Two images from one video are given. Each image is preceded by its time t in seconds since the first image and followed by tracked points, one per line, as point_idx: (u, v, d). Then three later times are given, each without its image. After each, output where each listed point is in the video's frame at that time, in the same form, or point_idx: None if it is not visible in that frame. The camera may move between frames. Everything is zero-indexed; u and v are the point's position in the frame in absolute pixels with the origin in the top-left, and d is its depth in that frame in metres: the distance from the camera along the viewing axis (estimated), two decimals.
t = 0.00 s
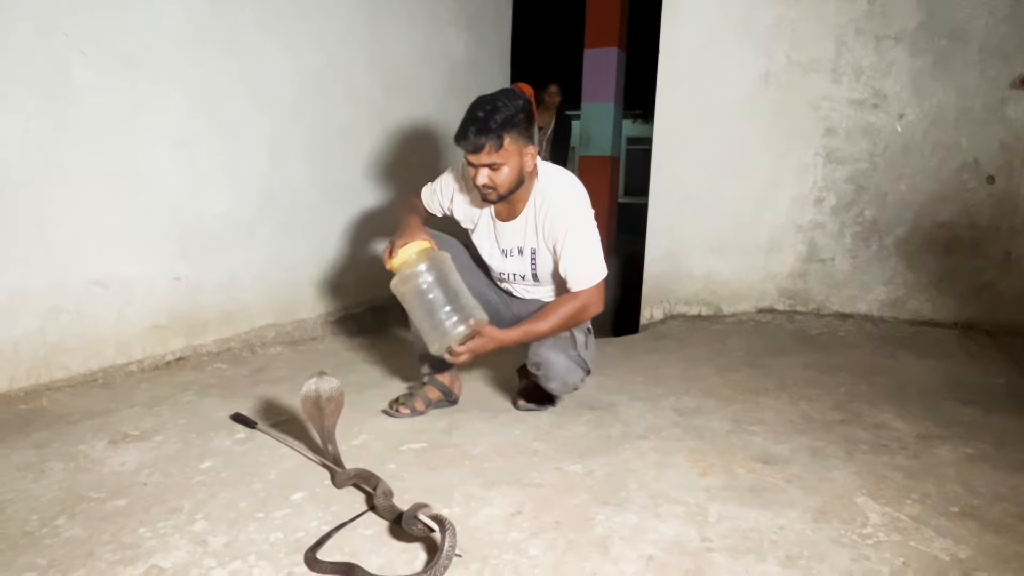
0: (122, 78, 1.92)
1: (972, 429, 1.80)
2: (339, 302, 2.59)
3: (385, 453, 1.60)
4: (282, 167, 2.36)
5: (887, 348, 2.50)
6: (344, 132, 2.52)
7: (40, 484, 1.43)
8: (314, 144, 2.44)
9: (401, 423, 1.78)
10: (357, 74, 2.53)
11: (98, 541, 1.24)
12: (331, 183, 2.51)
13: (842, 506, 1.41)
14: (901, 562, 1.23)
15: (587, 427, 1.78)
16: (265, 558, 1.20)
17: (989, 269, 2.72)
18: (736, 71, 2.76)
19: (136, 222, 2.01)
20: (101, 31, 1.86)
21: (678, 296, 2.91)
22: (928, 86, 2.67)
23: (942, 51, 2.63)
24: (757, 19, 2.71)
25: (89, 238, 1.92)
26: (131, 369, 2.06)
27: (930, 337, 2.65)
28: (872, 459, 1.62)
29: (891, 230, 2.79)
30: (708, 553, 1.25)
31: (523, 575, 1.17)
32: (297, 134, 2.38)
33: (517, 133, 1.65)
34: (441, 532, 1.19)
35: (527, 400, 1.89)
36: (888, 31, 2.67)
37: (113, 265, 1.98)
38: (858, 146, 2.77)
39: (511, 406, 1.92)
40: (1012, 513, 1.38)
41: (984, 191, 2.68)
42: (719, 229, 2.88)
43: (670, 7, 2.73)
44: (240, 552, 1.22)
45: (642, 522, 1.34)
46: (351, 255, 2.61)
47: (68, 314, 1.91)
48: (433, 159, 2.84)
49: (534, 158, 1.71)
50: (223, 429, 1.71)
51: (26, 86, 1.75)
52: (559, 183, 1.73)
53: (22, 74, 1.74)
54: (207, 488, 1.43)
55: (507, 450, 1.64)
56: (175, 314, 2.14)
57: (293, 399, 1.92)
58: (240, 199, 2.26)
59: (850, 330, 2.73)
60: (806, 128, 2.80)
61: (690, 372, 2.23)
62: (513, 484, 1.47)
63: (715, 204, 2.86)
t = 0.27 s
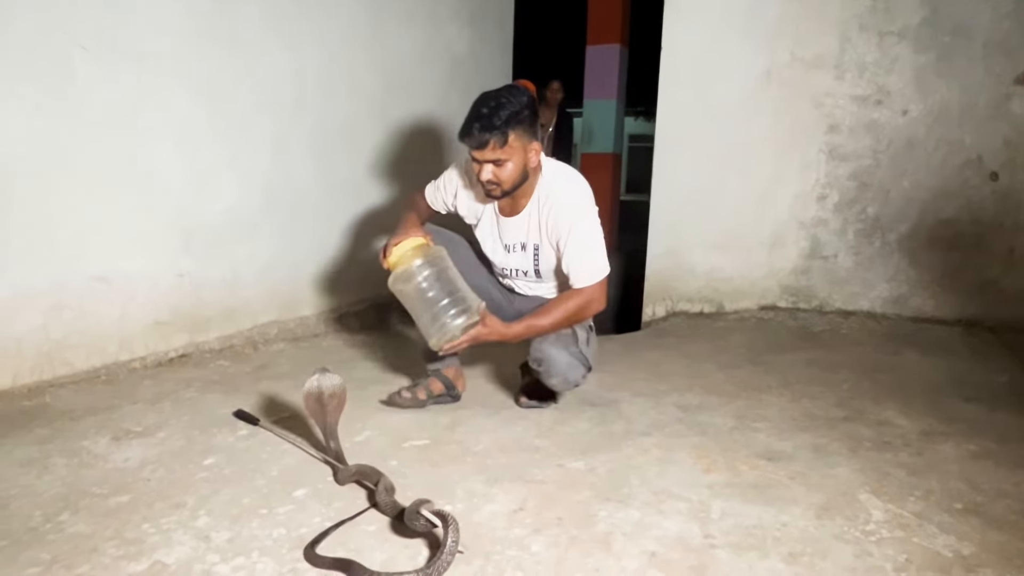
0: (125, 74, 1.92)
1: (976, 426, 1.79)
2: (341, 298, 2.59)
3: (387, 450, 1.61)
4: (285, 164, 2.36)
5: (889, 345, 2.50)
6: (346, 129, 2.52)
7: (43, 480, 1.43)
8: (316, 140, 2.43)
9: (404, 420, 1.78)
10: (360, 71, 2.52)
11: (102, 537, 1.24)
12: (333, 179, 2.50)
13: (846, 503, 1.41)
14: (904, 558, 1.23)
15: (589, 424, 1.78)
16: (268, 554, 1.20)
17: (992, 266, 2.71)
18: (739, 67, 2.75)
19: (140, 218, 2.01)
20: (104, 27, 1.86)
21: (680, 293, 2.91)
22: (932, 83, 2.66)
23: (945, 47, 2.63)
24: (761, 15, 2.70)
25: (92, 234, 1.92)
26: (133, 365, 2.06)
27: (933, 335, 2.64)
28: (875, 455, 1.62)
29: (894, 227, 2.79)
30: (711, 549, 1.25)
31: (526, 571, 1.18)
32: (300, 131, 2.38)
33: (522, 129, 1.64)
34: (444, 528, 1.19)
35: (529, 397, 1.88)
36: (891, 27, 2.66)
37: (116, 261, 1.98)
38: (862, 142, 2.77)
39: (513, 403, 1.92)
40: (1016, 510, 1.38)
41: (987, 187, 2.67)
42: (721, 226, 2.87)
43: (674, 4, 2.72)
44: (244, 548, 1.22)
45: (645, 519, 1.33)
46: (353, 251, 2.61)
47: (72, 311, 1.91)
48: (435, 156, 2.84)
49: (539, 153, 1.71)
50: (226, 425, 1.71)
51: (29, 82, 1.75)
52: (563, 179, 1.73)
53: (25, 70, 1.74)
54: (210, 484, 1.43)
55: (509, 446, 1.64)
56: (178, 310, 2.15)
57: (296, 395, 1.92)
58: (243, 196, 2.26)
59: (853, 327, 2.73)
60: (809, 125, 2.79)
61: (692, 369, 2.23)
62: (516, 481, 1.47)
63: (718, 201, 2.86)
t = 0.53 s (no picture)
0: (128, 73, 1.92)
1: (977, 425, 1.79)
2: (342, 297, 2.59)
3: (389, 449, 1.61)
4: (287, 162, 2.36)
5: (891, 344, 2.50)
6: (348, 127, 2.52)
7: (46, 479, 1.43)
8: (318, 139, 2.43)
9: (405, 419, 1.78)
10: (361, 70, 2.52)
11: (104, 535, 1.24)
12: (335, 178, 2.50)
13: (847, 502, 1.41)
14: (905, 557, 1.23)
15: (591, 423, 1.78)
16: (270, 552, 1.20)
17: (994, 265, 2.71)
18: (741, 66, 2.75)
19: (142, 217, 2.02)
20: (107, 25, 1.86)
21: (681, 292, 2.91)
22: (934, 81, 2.66)
23: (948, 46, 2.62)
24: (763, 13, 2.70)
25: (94, 233, 1.93)
26: (135, 364, 2.06)
27: (934, 334, 2.64)
28: (877, 454, 1.62)
29: (895, 226, 2.79)
30: (712, 548, 1.25)
31: (528, 569, 1.18)
32: (302, 130, 2.38)
33: (525, 126, 1.64)
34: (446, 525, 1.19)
35: (530, 396, 1.89)
36: (893, 26, 2.65)
37: (118, 260, 1.99)
38: (863, 141, 2.77)
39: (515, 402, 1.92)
40: (1018, 510, 1.38)
41: (989, 186, 2.67)
42: (723, 225, 2.87)
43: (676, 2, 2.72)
44: (245, 547, 1.22)
45: (647, 518, 1.33)
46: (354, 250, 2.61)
47: (73, 309, 1.91)
48: (436, 155, 2.84)
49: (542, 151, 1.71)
50: (227, 424, 1.71)
51: (32, 81, 1.75)
52: (566, 178, 1.73)
53: (28, 69, 1.74)
54: (211, 482, 1.43)
55: (510, 445, 1.64)
56: (179, 309, 2.15)
57: (297, 394, 1.92)
58: (245, 194, 2.26)
59: (854, 326, 2.73)
60: (811, 124, 2.79)
61: (693, 368, 2.23)
62: (517, 479, 1.47)
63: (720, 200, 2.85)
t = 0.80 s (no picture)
0: (128, 71, 1.92)
1: (980, 425, 1.78)
2: (343, 296, 2.59)
3: (390, 448, 1.60)
4: (288, 161, 2.35)
5: (893, 343, 2.49)
6: (349, 126, 2.52)
7: (47, 477, 1.43)
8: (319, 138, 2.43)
9: (407, 418, 1.78)
10: (363, 68, 2.52)
11: (105, 534, 1.24)
12: (336, 176, 2.50)
13: (850, 501, 1.40)
14: (908, 557, 1.22)
15: (593, 422, 1.78)
16: (271, 552, 1.20)
17: (997, 264, 2.70)
18: (744, 64, 2.74)
19: (142, 216, 2.01)
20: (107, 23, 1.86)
21: (683, 290, 2.90)
22: (936, 79, 2.65)
23: (951, 44, 2.62)
24: (765, 11, 2.69)
25: (95, 232, 1.93)
26: (136, 363, 2.06)
27: (937, 333, 2.63)
28: (879, 454, 1.61)
29: (898, 225, 2.78)
30: (714, 548, 1.24)
31: (530, 569, 1.17)
32: (303, 128, 2.38)
33: (530, 122, 1.64)
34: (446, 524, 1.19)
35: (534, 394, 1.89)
36: (896, 23, 2.65)
37: (119, 259, 1.98)
38: (866, 139, 2.76)
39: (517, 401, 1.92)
40: (1021, 509, 1.38)
41: (992, 184, 2.66)
42: (725, 224, 2.86)
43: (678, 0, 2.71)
44: (246, 546, 1.22)
45: (648, 517, 1.33)
46: (356, 249, 2.61)
47: (74, 308, 1.91)
48: (438, 153, 2.83)
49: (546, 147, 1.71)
50: (228, 423, 1.71)
51: (32, 79, 1.76)
52: (570, 176, 1.73)
53: (28, 68, 1.74)
54: (212, 482, 1.43)
55: (512, 444, 1.63)
56: (180, 308, 2.15)
57: (298, 393, 1.92)
58: (246, 193, 2.25)
59: (856, 325, 2.72)
60: (813, 122, 2.78)
61: (695, 367, 2.23)
62: (519, 479, 1.46)
63: (722, 198, 2.85)
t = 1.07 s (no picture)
0: (129, 70, 1.92)
1: (983, 424, 1.78)
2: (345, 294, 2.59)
3: (392, 447, 1.60)
4: (289, 160, 2.35)
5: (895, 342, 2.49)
6: (351, 124, 2.51)
7: (49, 476, 1.43)
8: (321, 136, 2.43)
9: (409, 417, 1.78)
10: (365, 66, 2.52)
11: (108, 532, 1.24)
12: (337, 175, 2.50)
13: (852, 501, 1.40)
14: (911, 556, 1.22)
15: (594, 421, 1.78)
16: (273, 550, 1.20)
17: (1000, 263, 2.70)
18: (746, 62, 2.74)
19: (143, 214, 2.01)
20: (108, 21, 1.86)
21: (685, 289, 2.90)
22: (940, 78, 2.65)
23: (954, 42, 2.61)
24: (768, 9, 2.69)
25: (96, 230, 1.93)
26: (138, 361, 2.06)
27: (939, 332, 2.63)
28: (881, 453, 1.61)
29: (900, 224, 2.78)
30: (716, 547, 1.24)
31: (532, 568, 1.17)
32: (305, 127, 2.38)
33: (534, 117, 1.64)
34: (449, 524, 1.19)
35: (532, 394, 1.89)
36: (899, 21, 2.64)
37: (120, 257, 1.98)
38: (868, 138, 2.75)
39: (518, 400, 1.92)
40: None
41: (995, 183, 2.66)
42: (727, 223, 2.86)
43: None
44: (249, 544, 1.22)
45: (650, 516, 1.33)
46: (357, 248, 2.61)
47: (76, 307, 1.91)
48: (440, 152, 2.83)
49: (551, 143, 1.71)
50: (230, 422, 1.71)
51: (33, 77, 1.76)
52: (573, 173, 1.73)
53: (30, 66, 1.75)
54: (214, 480, 1.43)
55: (513, 443, 1.63)
56: (182, 307, 2.15)
57: (300, 392, 1.92)
58: (247, 191, 2.25)
59: (858, 324, 2.72)
60: (816, 120, 2.78)
61: (697, 366, 2.22)
62: (521, 478, 1.46)
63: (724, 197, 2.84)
